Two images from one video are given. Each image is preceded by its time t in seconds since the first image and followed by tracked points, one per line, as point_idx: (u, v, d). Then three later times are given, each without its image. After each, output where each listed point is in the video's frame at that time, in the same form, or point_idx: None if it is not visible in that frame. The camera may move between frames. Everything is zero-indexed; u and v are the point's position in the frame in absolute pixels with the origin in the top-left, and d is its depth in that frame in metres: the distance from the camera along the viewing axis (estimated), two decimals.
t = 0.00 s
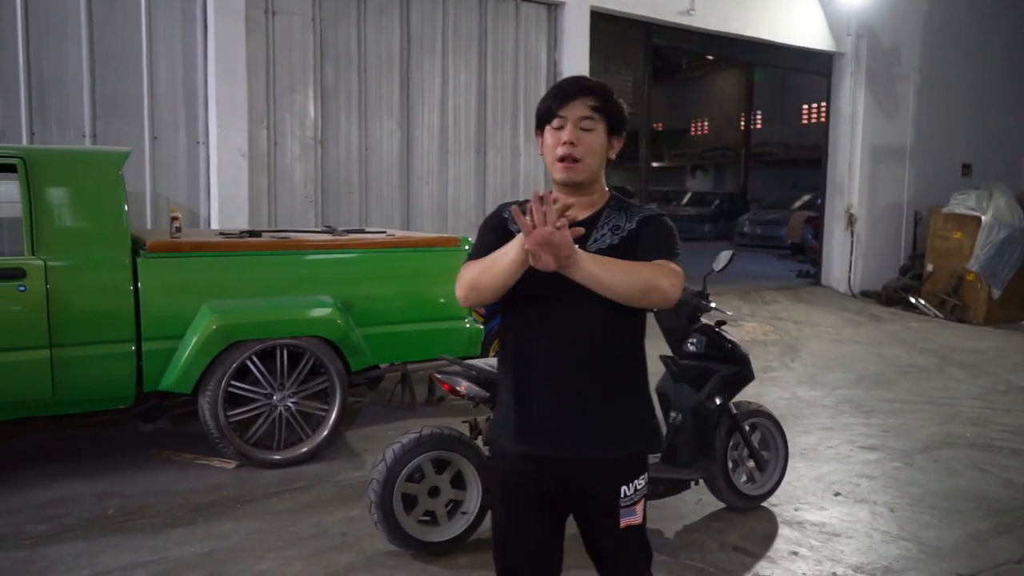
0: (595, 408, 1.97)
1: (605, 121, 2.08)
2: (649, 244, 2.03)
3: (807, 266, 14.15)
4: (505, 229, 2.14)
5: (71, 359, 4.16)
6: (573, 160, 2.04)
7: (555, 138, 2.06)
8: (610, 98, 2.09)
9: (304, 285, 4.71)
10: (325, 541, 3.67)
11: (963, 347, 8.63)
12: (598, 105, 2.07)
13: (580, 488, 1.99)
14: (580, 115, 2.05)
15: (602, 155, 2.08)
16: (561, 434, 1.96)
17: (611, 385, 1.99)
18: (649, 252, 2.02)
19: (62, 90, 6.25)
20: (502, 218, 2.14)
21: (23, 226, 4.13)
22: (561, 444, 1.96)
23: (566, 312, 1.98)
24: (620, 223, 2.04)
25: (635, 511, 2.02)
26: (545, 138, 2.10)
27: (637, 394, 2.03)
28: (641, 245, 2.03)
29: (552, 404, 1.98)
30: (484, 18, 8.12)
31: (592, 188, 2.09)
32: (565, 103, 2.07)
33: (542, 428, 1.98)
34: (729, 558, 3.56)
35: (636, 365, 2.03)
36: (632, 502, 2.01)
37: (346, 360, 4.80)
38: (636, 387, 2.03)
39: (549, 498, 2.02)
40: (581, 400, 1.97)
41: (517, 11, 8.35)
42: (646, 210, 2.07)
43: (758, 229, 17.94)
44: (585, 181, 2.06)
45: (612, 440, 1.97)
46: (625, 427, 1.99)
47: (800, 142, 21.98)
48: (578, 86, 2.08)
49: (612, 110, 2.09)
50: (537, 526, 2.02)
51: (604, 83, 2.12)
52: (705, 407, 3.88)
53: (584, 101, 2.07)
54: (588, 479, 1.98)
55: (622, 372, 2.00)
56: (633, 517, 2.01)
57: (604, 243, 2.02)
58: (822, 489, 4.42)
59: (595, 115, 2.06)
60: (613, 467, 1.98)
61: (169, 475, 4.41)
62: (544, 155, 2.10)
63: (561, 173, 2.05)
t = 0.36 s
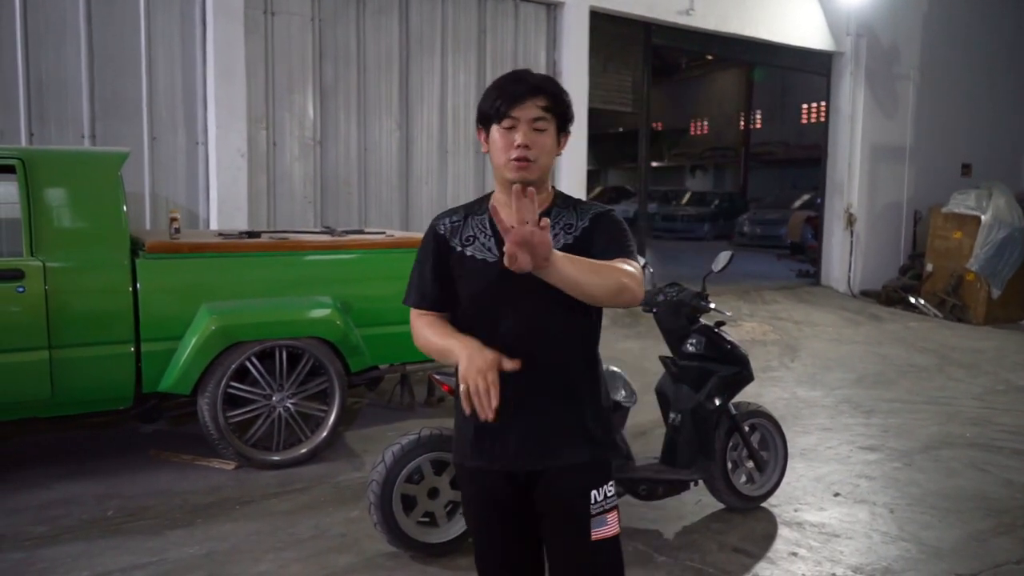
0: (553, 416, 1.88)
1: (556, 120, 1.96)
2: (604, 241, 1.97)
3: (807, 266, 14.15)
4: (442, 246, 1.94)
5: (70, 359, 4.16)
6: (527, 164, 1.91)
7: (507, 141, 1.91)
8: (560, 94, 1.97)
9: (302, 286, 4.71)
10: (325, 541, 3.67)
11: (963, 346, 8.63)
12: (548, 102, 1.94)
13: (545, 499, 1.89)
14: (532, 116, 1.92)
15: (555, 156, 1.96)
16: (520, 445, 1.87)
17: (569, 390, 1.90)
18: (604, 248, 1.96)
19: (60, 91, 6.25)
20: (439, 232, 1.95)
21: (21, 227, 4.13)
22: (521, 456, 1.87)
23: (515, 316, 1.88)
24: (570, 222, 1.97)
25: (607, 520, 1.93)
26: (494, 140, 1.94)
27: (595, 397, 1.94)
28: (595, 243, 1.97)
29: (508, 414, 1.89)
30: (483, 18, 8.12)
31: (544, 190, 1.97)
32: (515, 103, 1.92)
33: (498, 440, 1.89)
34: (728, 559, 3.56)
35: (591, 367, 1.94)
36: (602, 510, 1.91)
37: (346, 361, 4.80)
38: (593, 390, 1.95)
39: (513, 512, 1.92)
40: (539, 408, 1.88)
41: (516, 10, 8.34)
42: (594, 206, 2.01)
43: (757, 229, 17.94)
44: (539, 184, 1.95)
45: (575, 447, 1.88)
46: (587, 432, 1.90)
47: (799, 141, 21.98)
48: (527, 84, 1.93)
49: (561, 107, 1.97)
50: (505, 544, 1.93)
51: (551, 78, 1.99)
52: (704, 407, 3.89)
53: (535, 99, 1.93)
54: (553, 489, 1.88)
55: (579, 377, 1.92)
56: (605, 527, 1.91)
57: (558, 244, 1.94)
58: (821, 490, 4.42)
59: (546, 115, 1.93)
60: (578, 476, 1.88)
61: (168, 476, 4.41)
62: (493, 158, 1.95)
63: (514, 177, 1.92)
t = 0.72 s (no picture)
0: (533, 428, 1.87)
1: (553, 121, 1.97)
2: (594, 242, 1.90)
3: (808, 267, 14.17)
4: (432, 253, 1.98)
5: (73, 362, 4.17)
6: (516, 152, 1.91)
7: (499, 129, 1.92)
8: (560, 99, 2.00)
9: (303, 288, 4.72)
10: (327, 543, 3.69)
11: (963, 347, 8.65)
12: (547, 102, 1.97)
13: (525, 513, 1.89)
14: (527, 109, 1.93)
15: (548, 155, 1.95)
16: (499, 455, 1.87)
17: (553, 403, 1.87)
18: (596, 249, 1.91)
19: (63, 93, 6.27)
20: (428, 242, 1.99)
21: (26, 229, 4.15)
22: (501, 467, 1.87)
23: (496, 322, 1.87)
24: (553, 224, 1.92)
25: (585, 537, 1.89)
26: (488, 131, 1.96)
27: (582, 412, 1.90)
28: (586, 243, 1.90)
29: (491, 423, 1.90)
30: (484, 20, 8.14)
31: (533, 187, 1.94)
32: (512, 96, 1.95)
33: (481, 448, 1.90)
34: (729, 560, 3.58)
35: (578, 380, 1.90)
36: (581, 527, 1.88)
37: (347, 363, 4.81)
38: (577, 400, 1.90)
39: (497, 521, 1.93)
40: (520, 421, 1.88)
41: (517, 12, 8.36)
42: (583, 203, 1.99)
43: (758, 230, 17.95)
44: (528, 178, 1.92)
45: (554, 462, 1.85)
46: (569, 446, 1.87)
47: (800, 142, 22.00)
48: (524, 80, 1.96)
49: (559, 110, 1.99)
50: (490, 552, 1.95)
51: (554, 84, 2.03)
52: (705, 409, 3.89)
53: (535, 95, 1.96)
54: (531, 502, 1.87)
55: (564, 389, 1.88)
56: (582, 544, 1.88)
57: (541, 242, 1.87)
58: (821, 491, 4.44)
59: (545, 111, 1.95)
60: (556, 492, 1.86)
61: (171, 477, 4.43)
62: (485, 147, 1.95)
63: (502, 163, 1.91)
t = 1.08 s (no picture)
0: (532, 453, 1.80)
1: (586, 123, 1.87)
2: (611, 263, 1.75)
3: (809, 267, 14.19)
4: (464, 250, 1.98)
5: (78, 363, 4.20)
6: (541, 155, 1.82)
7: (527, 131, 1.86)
8: (599, 101, 1.89)
9: (307, 289, 4.75)
10: (331, 543, 3.71)
11: (964, 348, 8.66)
12: (582, 102, 1.87)
13: (521, 540, 1.83)
14: (557, 108, 1.85)
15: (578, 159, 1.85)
16: (498, 474, 1.83)
17: (554, 429, 1.79)
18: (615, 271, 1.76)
19: (67, 95, 6.30)
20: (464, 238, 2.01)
21: (31, 232, 4.18)
22: (499, 488, 1.83)
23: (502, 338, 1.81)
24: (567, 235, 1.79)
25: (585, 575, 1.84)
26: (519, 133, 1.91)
27: (586, 444, 1.80)
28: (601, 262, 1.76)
29: (492, 441, 1.86)
30: (486, 21, 8.16)
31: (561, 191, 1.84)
32: (545, 94, 1.88)
33: (482, 465, 1.86)
34: (731, 560, 3.60)
35: (584, 408, 1.81)
36: (580, 564, 1.82)
37: (350, 363, 4.83)
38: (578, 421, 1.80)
39: (497, 543, 1.89)
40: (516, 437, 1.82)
41: (518, 13, 8.37)
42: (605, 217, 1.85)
43: (759, 230, 17.96)
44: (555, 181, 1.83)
45: (550, 491, 1.79)
46: (568, 477, 1.79)
47: (800, 143, 22.03)
48: (559, 79, 1.88)
49: (595, 112, 1.88)
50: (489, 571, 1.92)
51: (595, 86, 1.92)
52: (707, 409, 3.91)
53: (568, 96, 1.87)
54: (527, 529, 1.82)
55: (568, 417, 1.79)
56: None
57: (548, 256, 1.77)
58: (822, 491, 4.46)
59: (575, 111, 1.86)
60: (551, 522, 1.79)
61: (176, 477, 4.45)
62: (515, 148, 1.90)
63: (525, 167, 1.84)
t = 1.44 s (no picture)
0: (539, 466, 1.79)
1: (598, 117, 1.87)
2: (642, 276, 1.70)
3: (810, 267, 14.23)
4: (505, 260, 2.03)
5: (87, 361, 4.24)
6: (550, 152, 1.86)
7: (537, 128, 1.90)
8: (610, 93, 1.88)
9: (312, 288, 4.79)
10: (337, 538, 3.75)
11: (964, 346, 8.70)
12: (594, 96, 1.87)
13: (533, 553, 1.82)
14: (565, 105, 1.87)
15: (588, 154, 1.87)
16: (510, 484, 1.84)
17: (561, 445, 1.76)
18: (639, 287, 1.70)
19: (72, 96, 6.35)
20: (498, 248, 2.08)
21: (40, 232, 4.22)
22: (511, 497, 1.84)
23: (518, 347, 1.83)
24: (584, 244, 1.77)
25: None
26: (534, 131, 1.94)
27: (594, 465, 1.73)
28: (620, 275, 1.71)
29: (518, 450, 1.84)
30: (487, 21, 8.20)
31: (573, 189, 1.89)
32: (557, 89, 1.90)
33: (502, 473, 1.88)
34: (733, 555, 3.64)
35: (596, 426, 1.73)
36: None
37: (355, 361, 4.88)
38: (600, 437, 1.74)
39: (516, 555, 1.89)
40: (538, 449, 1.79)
41: (520, 14, 8.41)
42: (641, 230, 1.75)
43: (759, 230, 18.01)
44: (565, 180, 1.88)
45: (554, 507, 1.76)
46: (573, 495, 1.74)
47: (801, 142, 22.06)
48: (571, 74, 1.90)
49: (608, 104, 1.88)
50: None
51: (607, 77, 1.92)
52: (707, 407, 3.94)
53: (578, 91, 1.88)
54: (535, 542, 1.80)
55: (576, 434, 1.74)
56: None
57: (559, 265, 1.77)
58: (823, 487, 4.50)
59: (585, 107, 1.86)
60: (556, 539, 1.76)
61: (183, 475, 4.50)
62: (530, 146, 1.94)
63: (535, 163, 1.88)
